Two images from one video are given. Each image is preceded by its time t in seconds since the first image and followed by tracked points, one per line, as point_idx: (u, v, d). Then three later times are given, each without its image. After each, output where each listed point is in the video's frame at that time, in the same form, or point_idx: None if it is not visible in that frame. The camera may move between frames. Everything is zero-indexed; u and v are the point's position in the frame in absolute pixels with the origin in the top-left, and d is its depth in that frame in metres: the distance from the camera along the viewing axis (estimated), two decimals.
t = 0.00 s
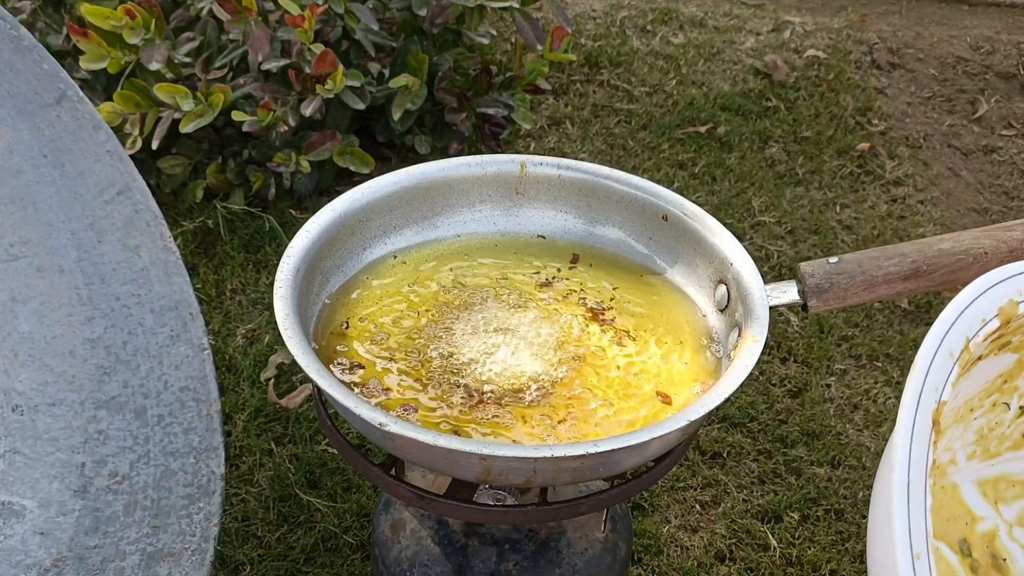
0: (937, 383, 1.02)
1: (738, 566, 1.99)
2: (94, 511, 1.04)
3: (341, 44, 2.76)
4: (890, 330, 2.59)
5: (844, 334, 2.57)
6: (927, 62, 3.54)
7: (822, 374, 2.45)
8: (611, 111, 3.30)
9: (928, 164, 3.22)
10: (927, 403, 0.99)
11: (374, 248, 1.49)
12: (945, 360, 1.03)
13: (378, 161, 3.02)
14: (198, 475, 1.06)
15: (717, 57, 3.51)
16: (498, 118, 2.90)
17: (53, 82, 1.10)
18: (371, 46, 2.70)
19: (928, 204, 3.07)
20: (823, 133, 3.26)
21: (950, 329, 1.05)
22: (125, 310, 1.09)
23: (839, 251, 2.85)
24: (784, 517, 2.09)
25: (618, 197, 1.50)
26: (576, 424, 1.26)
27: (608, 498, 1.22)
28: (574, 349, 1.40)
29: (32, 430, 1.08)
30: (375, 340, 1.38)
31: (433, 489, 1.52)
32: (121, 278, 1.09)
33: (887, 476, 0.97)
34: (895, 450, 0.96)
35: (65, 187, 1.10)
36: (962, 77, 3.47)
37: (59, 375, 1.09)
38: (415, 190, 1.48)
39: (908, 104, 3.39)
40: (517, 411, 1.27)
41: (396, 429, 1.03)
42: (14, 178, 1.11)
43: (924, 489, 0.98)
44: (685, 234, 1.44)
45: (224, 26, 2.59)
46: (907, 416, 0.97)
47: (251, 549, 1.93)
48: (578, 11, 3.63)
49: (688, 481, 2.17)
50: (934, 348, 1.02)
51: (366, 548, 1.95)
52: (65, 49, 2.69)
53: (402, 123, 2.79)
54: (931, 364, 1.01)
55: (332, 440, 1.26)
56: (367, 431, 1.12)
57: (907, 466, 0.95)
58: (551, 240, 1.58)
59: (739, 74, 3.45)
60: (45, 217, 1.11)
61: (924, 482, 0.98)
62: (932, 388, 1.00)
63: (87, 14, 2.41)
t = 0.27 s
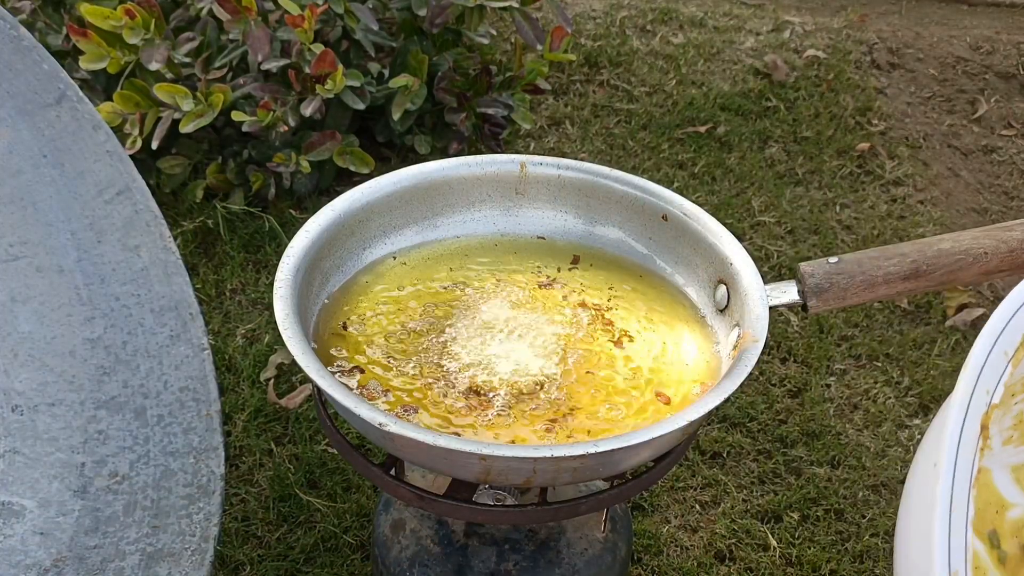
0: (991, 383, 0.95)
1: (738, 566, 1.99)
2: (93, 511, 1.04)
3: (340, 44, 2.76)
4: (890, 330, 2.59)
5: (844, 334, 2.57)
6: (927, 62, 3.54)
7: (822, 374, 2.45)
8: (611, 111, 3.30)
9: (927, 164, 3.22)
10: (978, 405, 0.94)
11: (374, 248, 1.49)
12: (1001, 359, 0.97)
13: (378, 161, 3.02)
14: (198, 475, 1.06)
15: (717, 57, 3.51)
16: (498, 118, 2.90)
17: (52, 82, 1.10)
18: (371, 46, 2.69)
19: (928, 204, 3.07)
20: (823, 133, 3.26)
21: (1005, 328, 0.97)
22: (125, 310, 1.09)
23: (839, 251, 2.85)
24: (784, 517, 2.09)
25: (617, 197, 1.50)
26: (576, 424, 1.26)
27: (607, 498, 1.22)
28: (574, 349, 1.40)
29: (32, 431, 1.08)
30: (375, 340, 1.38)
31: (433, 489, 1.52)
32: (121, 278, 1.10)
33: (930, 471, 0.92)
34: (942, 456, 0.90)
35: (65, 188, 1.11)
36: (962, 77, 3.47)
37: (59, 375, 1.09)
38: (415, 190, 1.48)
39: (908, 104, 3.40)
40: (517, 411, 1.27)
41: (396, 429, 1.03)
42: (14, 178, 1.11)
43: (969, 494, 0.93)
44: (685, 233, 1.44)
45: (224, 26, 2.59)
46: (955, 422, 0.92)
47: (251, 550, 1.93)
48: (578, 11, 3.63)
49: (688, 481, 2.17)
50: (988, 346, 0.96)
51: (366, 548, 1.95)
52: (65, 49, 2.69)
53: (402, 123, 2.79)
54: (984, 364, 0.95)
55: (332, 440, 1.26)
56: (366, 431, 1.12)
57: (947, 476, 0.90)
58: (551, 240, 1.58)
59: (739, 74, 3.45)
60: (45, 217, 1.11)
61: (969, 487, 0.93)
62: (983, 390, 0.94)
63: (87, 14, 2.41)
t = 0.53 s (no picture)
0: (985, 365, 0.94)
1: (738, 566, 1.99)
2: (93, 511, 1.04)
3: (340, 44, 2.76)
4: (890, 330, 2.59)
5: (844, 334, 2.57)
6: (927, 62, 3.54)
7: (822, 374, 2.45)
8: (611, 111, 3.30)
9: (927, 164, 3.22)
10: (973, 383, 0.91)
11: (374, 248, 1.49)
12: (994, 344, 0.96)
13: (378, 162, 3.02)
14: (198, 475, 1.06)
15: (717, 57, 3.51)
16: (498, 118, 2.90)
17: (52, 82, 1.10)
18: (371, 46, 2.70)
19: (927, 204, 3.07)
20: (823, 133, 3.26)
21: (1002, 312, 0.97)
22: (124, 310, 1.10)
23: (839, 251, 2.84)
24: (784, 516, 2.09)
25: (617, 197, 1.50)
26: (576, 424, 1.26)
27: (607, 498, 1.22)
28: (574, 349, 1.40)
29: (31, 431, 1.07)
30: (374, 340, 1.38)
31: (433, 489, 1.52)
32: (120, 278, 1.10)
33: (925, 443, 0.89)
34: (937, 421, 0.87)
35: (65, 188, 1.11)
36: (962, 77, 3.47)
37: (59, 375, 1.09)
38: (415, 190, 1.48)
39: (908, 104, 3.40)
40: (517, 411, 1.27)
41: (396, 429, 1.03)
42: (13, 178, 1.10)
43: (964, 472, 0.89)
44: (685, 234, 1.44)
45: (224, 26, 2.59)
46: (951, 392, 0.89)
47: (250, 549, 1.93)
48: (578, 11, 3.63)
49: (688, 480, 2.17)
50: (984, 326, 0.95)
51: (366, 548, 1.95)
52: (64, 49, 2.69)
53: (402, 123, 2.79)
54: (979, 345, 0.93)
55: (332, 440, 1.26)
56: (366, 431, 1.12)
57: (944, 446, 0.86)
58: (551, 240, 1.58)
59: (739, 74, 3.45)
60: (44, 217, 1.10)
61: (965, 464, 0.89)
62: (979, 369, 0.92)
63: (87, 14, 2.41)
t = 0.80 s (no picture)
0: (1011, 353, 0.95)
1: (738, 566, 1.99)
2: (93, 511, 1.04)
3: (340, 44, 2.76)
4: (890, 330, 2.59)
5: (844, 334, 2.57)
6: (927, 62, 3.54)
7: (822, 374, 2.45)
8: (611, 111, 3.30)
9: (927, 164, 3.22)
10: (994, 376, 0.92)
11: (374, 248, 1.49)
12: None
13: (378, 162, 3.02)
14: (198, 475, 1.06)
15: (717, 57, 3.51)
16: (498, 118, 2.90)
17: (52, 82, 1.10)
18: (371, 46, 2.70)
19: (927, 204, 3.07)
20: (823, 133, 3.26)
21: None
22: (124, 310, 1.09)
23: (839, 251, 2.84)
24: (784, 516, 2.09)
25: (617, 197, 1.50)
26: (576, 424, 1.26)
27: (607, 498, 1.22)
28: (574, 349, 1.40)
29: (31, 431, 1.07)
30: (374, 340, 1.38)
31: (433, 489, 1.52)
32: (120, 278, 1.10)
33: (945, 433, 0.91)
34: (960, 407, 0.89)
35: (65, 187, 1.10)
36: (962, 77, 3.47)
37: (59, 375, 1.09)
38: (415, 190, 1.48)
39: (908, 104, 3.40)
40: (517, 411, 1.27)
41: (395, 429, 1.03)
42: (14, 178, 1.10)
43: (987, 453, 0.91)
44: (685, 234, 1.44)
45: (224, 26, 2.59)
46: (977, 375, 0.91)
47: (250, 549, 1.93)
48: (578, 11, 3.64)
49: (687, 480, 2.17)
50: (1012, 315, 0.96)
51: (366, 548, 1.95)
52: (64, 49, 2.69)
53: (402, 123, 2.79)
54: (1004, 337, 0.94)
55: (332, 440, 1.26)
56: (366, 431, 1.12)
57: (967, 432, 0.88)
58: (551, 240, 1.58)
59: (739, 74, 3.45)
60: (44, 217, 1.10)
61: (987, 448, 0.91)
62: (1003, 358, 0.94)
63: (86, 14, 2.41)
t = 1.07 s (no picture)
0: None
1: (738, 566, 1.99)
2: (93, 511, 1.04)
3: (340, 44, 2.76)
4: (890, 330, 2.59)
5: (844, 334, 2.57)
6: (927, 63, 3.54)
7: (822, 374, 2.45)
8: (611, 111, 3.30)
9: (927, 164, 3.22)
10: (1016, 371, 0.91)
11: (374, 248, 1.49)
12: None
13: (378, 162, 3.02)
14: (198, 475, 1.07)
15: (717, 57, 3.51)
16: (498, 118, 2.90)
17: (51, 82, 1.09)
18: (371, 46, 2.69)
19: (927, 204, 3.07)
20: (823, 133, 3.26)
21: None
22: (124, 310, 1.09)
23: (839, 251, 2.84)
24: (784, 516, 2.09)
25: (617, 197, 1.50)
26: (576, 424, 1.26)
27: (607, 498, 1.22)
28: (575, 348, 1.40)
29: (31, 430, 1.07)
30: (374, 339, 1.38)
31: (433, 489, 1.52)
32: (120, 278, 1.10)
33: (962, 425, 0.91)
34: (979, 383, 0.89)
35: (65, 187, 1.10)
36: (962, 77, 3.48)
37: (58, 375, 1.09)
38: (415, 190, 1.48)
39: (908, 104, 3.40)
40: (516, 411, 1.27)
41: (395, 429, 1.03)
42: (14, 178, 1.10)
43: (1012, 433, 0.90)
44: (685, 233, 1.44)
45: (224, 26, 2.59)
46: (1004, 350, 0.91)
47: (250, 549, 1.93)
48: (578, 11, 3.63)
49: (687, 480, 2.17)
50: None
51: (366, 548, 1.95)
52: (64, 49, 2.69)
53: (402, 123, 2.79)
54: None
55: (332, 440, 1.26)
56: (366, 431, 1.12)
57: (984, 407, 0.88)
58: (551, 240, 1.58)
59: (739, 74, 3.45)
60: (44, 217, 1.10)
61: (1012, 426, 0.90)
62: None
63: (86, 14, 2.41)
